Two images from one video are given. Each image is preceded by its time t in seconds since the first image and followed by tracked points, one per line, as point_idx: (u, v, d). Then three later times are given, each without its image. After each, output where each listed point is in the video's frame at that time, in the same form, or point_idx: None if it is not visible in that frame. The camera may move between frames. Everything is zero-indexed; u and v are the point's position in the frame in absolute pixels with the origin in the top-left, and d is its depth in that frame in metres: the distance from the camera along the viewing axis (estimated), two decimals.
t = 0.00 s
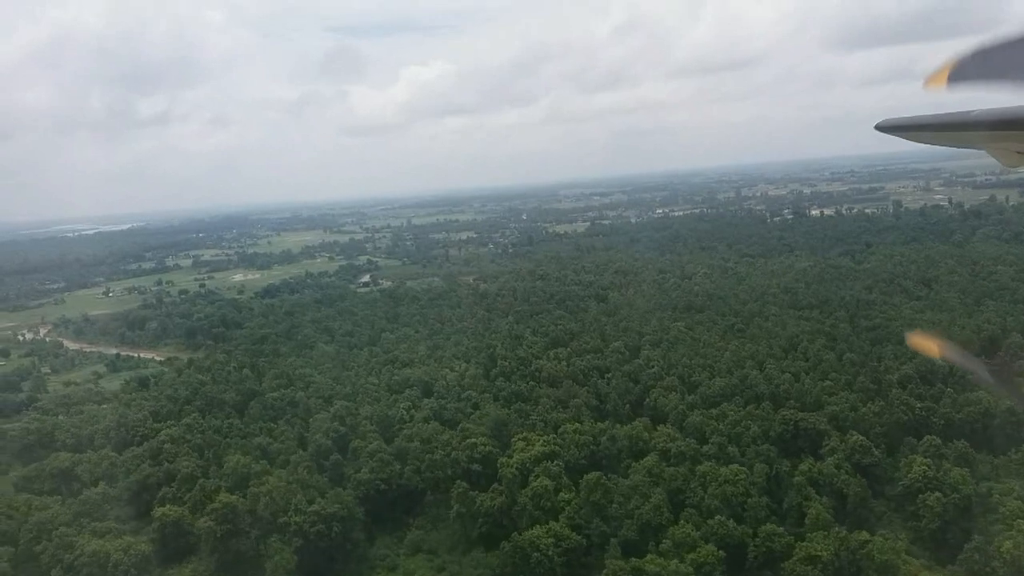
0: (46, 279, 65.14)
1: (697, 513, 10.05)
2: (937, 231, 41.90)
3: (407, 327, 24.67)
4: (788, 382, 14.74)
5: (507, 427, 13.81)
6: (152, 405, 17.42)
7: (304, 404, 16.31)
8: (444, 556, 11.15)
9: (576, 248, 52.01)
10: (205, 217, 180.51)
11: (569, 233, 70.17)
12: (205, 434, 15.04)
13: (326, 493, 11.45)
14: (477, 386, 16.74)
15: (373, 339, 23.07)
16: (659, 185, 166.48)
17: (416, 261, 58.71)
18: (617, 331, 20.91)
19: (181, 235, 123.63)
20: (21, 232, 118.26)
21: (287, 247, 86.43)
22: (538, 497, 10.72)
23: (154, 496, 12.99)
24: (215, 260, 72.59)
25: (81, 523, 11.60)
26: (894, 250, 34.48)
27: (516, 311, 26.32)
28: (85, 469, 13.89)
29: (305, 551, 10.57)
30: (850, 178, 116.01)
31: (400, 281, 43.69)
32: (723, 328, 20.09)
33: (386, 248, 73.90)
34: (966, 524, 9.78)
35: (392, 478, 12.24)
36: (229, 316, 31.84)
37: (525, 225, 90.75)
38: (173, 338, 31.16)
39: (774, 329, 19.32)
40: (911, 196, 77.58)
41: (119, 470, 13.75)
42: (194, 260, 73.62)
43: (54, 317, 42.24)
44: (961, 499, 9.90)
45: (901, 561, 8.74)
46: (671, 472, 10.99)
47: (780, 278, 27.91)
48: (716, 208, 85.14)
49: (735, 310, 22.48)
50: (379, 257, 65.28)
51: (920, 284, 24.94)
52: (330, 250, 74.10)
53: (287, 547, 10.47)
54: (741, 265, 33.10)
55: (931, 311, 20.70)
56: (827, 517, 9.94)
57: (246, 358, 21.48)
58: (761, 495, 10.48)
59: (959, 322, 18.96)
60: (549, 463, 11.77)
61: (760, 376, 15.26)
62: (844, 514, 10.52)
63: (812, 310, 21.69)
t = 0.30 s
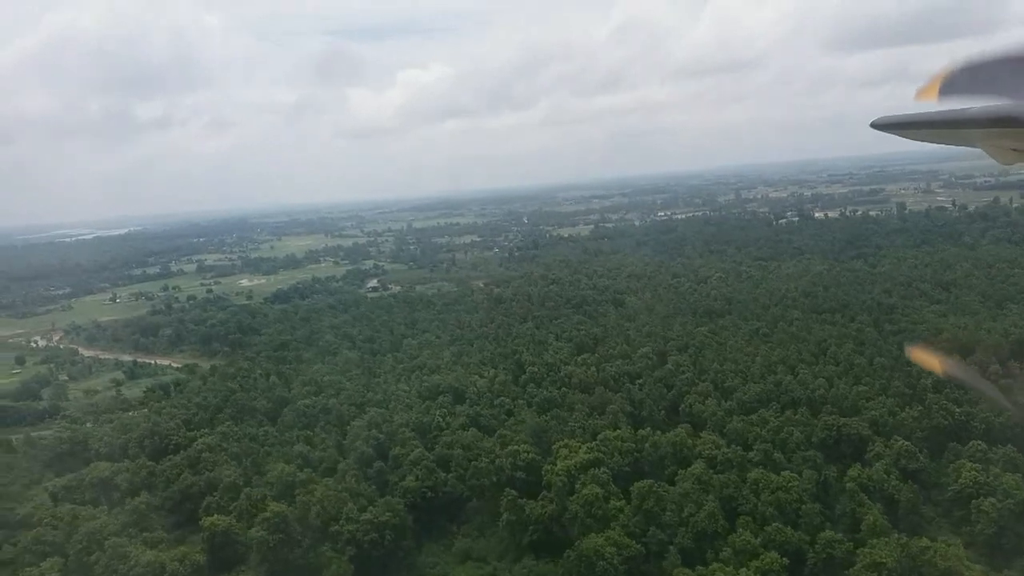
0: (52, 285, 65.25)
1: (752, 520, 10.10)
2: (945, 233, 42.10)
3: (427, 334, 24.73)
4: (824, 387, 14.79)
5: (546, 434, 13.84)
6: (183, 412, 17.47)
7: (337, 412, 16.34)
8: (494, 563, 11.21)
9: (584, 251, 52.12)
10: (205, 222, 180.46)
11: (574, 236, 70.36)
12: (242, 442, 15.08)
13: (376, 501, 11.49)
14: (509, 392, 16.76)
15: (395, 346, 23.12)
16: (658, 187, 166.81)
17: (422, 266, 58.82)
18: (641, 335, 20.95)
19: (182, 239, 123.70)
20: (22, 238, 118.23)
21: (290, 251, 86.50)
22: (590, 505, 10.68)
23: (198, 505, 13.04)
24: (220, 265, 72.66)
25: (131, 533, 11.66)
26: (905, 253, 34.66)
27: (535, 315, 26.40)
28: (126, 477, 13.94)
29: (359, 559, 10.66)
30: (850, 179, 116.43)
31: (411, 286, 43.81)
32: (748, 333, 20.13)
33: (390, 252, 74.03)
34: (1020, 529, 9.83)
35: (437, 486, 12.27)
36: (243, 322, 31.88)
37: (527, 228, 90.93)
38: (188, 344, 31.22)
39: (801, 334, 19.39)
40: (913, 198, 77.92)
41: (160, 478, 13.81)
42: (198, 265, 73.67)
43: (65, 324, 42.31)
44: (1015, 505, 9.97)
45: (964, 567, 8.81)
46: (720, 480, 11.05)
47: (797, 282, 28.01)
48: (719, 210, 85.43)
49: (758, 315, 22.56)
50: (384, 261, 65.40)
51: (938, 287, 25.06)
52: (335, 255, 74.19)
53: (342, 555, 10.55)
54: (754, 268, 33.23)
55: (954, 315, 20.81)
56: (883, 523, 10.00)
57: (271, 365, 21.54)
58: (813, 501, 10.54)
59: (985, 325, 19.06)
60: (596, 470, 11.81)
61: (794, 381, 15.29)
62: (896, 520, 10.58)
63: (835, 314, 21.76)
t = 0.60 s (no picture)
0: (64, 285, 65.44)
1: (809, 524, 10.16)
2: (961, 234, 42.05)
3: (453, 335, 24.79)
4: (864, 389, 14.80)
5: (590, 436, 13.86)
6: (219, 413, 17.55)
7: (374, 415, 16.40)
8: (546, 566, 11.26)
9: (597, 251, 52.13)
10: (211, 220, 180.70)
11: (584, 236, 70.37)
12: (283, 443, 15.16)
13: (427, 503, 11.52)
14: (544, 394, 16.79)
15: (423, 348, 23.20)
16: (665, 185, 166.70)
17: (434, 265, 58.88)
18: (671, 336, 20.97)
19: (190, 238, 123.93)
20: (31, 237, 118.57)
21: (299, 250, 86.58)
22: (644, 508, 10.73)
23: (245, 506, 13.11)
24: (231, 264, 72.75)
25: (184, 535, 11.73)
26: (924, 253, 34.66)
27: (559, 316, 26.44)
28: (170, 478, 14.03)
29: (416, 561, 10.73)
30: (858, 178, 116.26)
31: (426, 286, 43.87)
32: (778, 335, 20.16)
33: (400, 252, 74.07)
34: None
35: (485, 488, 12.29)
36: (264, 321, 31.95)
37: (536, 228, 90.96)
38: (210, 345, 31.32)
39: (832, 336, 19.41)
40: (923, 198, 77.86)
41: (205, 479, 13.89)
42: (209, 264, 73.85)
43: (82, 324, 42.45)
44: None
45: None
46: (773, 484, 11.08)
47: (819, 283, 28.00)
48: (728, 210, 85.37)
49: (785, 316, 22.60)
50: (395, 261, 65.47)
51: (963, 288, 25.06)
52: (345, 254, 74.27)
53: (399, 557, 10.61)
54: (774, 269, 33.22)
55: (984, 316, 20.83)
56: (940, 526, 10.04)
57: (300, 366, 21.63)
58: (868, 504, 10.57)
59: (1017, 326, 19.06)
60: (645, 472, 11.85)
61: (834, 383, 15.30)
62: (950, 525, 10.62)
63: (864, 316, 21.78)
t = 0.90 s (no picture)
0: (71, 282, 65.45)
1: (861, 528, 10.19)
2: (972, 236, 42.16)
3: (474, 335, 24.86)
4: (900, 392, 14.85)
5: (628, 438, 13.90)
6: (250, 413, 17.58)
7: (407, 416, 16.46)
8: (593, 569, 11.29)
9: (606, 251, 52.19)
10: (213, 218, 180.69)
11: (590, 236, 70.47)
12: (318, 445, 15.19)
13: (475, 505, 11.55)
14: (575, 395, 16.83)
15: (445, 348, 23.27)
16: (667, 185, 166.85)
17: (442, 265, 58.93)
18: (696, 338, 21.03)
19: (193, 235, 123.89)
20: (34, 234, 118.52)
21: (304, 249, 86.62)
22: (693, 512, 10.79)
23: (286, 507, 13.14)
24: (237, 262, 72.69)
25: (231, 535, 11.76)
26: (938, 255, 34.80)
27: (579, 317, 26.48)
28: (209, 479, 14.05)
29: (467, 563, 10.77)
30: (861, 179, 116.40)
31: (438, 286, 43.91)
32: (804, 338, 20.23)
33: (406, 251, 74.09)
34: None
35: (530, 490, 12.32)
36: (281, 320, 32.01)
37: (541, 227, 91.06)
38: (226, 343, 31.38)
39: (859, 340, 19.48)
40: (928, 199, 77.99)
41: (245, 479, 13.93)
42: (215, 262, 73.86)
43: (94, 321, 42.45)
44: None
45: None
46: (821, 488, 11.11)
47: (838, 286, 28.06)
48: (733, 210, 85.50)
49: (808, 319, 22.67)
50: (403, 259, 65.54)
51: (983, 290, 25.16)
52: (352, 253, 74.36)
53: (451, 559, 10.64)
54: (790, 271, 33.26)
55: (1008, 319, 20.91)
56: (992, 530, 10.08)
57: (325, 366, 21.67)
58: (918, 508, 10.60)
59: None
60: (690, 476, 11.88)
61: (868, 386, 15.35)
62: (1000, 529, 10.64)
63: (888, 319, 21.84)
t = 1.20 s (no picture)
0: (77, 276, 65.40)
1: (910, 527, 10.24)
2: (982, 232, 42.22)
3: (494, 331, 24.93)
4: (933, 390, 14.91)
5: (665, 436, 13.97)
6: (279, 410, 17.65)
7: (439, 414, 16.52)
8: (639, 567, 11.35)
9: (615, 246, 52.24)
10: (214, 212, 180.45)
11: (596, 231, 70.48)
12: (353, 443, 15.25)
13: (520, 503, 11.61)
14: (606, 393, 16.88)
15: (467, 344, 23.34)
16: (668, 180, 166.79)
17: (450, 260, 58.92)
18: (719, 336, 21.09)
19: (195, 229, 123.74)
20: (36, 229, 118.33)
21: (309, 243, 86.55)
22: (740, 511, 10.88)
23: (326, 504, 13.22)
24: (242, 256, 72.65)
25: (276, 533, 11.84)
26: (951, 252, 34.89)
27: (597, 314, 26.50)
28: (247, 476, 14.13)
29: (515, 561, 10.84)
30: (863, 174, 116.45)
31: (448, 282, 43.93)
32: (828, 337, 20.30)
33: (412, 246, 74.05)
34: None
35: (572, 489, 12.38)
36: (296, 316, 32.04)
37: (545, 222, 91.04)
38: (242, 338, 31.41)
39: (884, 337, 19.55)
40: (933, 194, 78.03)
41: (282, 476, 14.00)
42: (220, 256, 73.80)
43: (105, 316, 42.47)
44: None
45: None
46: (867, 488, 11.16)
47: (855, 283, 28.11)
48: (737, 205, 85.54)
49: (829, 317, 22.74)
50: (409, 254, 65.54)
51: (1001, 288, 25.23)
52: (358, 248, 74.36)
53: (499, 556, 10.73)
54: (804, 268, 33.32)
55: None
56: None
57: (348, 363, 21.71)
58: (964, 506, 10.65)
59: None
60: (733, 476, 11.94)
61: (900, 384, 15.41)
62: None
63: (909, 316, 21.91)
